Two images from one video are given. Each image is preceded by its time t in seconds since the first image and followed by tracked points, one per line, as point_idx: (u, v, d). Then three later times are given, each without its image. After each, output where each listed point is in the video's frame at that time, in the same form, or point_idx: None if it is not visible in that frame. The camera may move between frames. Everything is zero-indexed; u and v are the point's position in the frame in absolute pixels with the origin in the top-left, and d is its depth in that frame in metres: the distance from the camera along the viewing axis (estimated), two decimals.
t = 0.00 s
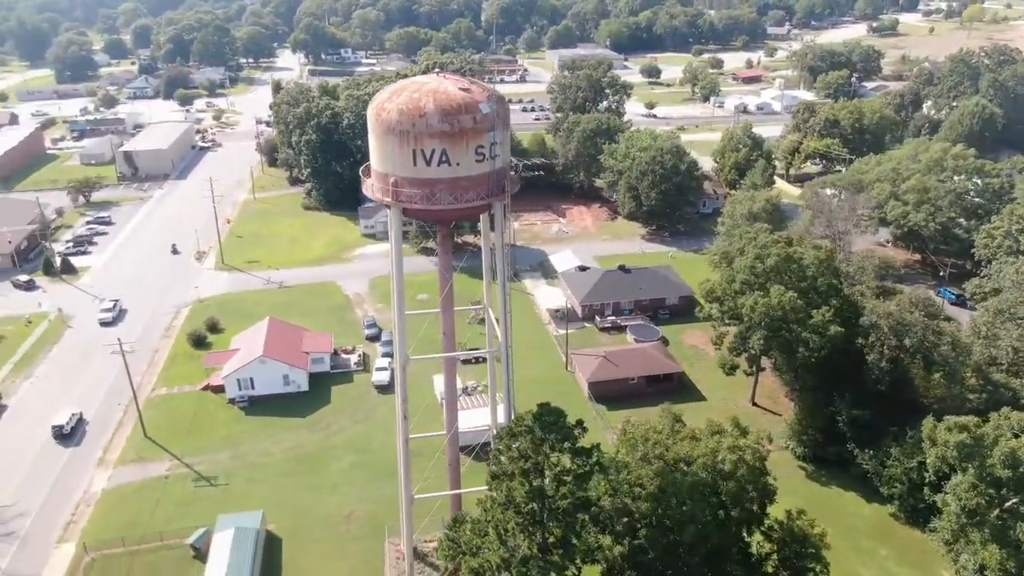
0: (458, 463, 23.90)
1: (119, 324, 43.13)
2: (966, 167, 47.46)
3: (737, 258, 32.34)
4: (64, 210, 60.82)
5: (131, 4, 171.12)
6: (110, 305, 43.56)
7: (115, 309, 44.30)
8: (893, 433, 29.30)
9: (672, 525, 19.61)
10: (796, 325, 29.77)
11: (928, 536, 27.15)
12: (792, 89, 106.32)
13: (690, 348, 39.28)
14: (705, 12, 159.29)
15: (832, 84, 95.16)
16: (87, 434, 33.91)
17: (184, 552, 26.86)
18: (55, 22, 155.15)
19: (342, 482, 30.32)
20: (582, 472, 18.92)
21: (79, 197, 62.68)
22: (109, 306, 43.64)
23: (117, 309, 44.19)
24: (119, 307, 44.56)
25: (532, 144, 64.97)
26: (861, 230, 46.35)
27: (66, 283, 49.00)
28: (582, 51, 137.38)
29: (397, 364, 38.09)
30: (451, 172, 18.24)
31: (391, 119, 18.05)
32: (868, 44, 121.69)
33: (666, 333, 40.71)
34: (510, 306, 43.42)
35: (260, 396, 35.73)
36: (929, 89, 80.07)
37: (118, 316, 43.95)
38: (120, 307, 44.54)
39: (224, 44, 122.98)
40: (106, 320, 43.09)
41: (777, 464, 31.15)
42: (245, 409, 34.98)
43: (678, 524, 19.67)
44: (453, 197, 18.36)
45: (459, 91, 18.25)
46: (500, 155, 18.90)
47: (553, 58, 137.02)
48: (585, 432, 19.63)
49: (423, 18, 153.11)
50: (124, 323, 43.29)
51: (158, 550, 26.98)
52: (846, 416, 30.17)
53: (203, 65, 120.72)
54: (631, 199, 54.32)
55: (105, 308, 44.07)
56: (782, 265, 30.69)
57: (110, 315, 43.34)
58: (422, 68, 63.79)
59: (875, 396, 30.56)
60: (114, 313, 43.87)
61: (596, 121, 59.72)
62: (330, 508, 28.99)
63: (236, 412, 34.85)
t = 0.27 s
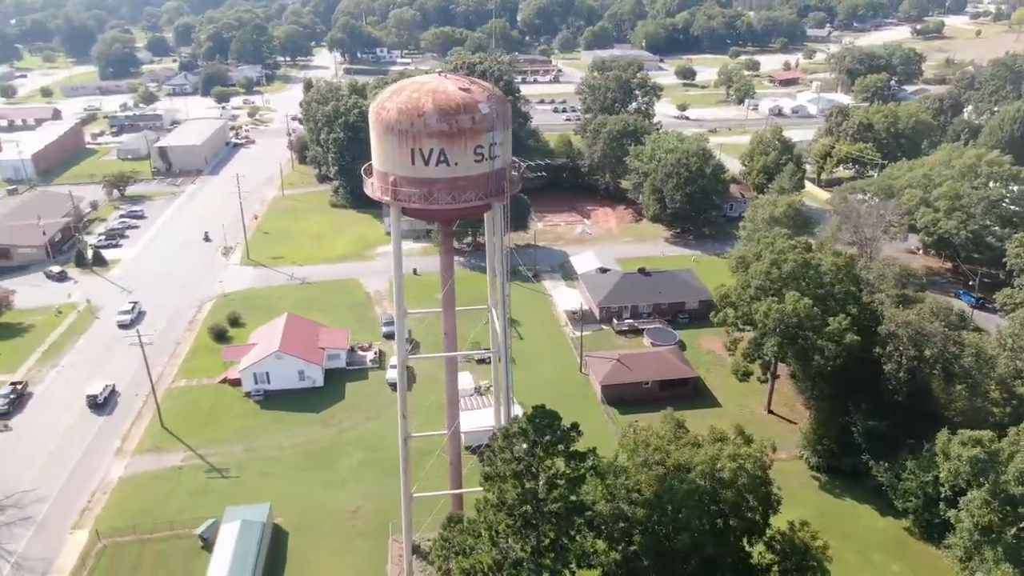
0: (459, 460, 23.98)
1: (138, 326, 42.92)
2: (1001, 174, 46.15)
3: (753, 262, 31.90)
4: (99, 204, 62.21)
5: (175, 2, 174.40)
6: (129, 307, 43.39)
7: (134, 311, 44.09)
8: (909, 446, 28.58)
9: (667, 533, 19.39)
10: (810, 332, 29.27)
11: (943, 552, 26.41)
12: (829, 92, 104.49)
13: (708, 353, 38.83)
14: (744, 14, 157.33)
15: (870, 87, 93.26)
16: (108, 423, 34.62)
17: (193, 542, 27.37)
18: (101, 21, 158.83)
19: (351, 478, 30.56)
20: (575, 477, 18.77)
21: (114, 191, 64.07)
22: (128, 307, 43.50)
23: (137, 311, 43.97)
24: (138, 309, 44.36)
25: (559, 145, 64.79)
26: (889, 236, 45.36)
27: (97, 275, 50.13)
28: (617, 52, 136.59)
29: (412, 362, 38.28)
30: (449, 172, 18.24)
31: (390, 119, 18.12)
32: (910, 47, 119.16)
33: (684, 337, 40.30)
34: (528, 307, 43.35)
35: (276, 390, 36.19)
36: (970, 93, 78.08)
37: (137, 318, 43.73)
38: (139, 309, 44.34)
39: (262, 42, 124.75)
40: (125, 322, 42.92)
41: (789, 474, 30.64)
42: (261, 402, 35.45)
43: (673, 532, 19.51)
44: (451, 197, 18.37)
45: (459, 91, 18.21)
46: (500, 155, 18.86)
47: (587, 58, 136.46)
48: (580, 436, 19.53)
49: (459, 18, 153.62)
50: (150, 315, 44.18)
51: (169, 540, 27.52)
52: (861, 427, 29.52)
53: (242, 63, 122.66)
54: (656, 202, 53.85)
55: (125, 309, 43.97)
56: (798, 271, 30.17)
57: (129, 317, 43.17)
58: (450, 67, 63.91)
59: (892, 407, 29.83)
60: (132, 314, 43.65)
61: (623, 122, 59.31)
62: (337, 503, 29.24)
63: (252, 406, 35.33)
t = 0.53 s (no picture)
0: (460, 459, 24.00)
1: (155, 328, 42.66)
2: None
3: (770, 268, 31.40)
4: (133, 198, 63.54)
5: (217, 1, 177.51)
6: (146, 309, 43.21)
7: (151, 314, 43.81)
8: (926, 460, 27.78)
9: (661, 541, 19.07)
10: (824, 340, 28.70)
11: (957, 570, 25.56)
12: (868, 95, 102.47)
13: (726, 359, 38.31)
14: (783, 15, 155.09)
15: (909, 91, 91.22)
16: (127, 413, 35.30)
17: (201, 533, 27.75)
18: (145, 19, 162.26)
19: (360, 475, 30.73)
20: (567, 480, 18.58)
21: (147, 185, 65.37)
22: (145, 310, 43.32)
23: (154, 314, 43.75)
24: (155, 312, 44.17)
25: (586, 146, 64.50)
26: (918, 244, 44.28)
27: (127, 268, 51.21)
28: (652, 53, 135.60)
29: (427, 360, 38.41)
30: (447, 172, 18.25)
31: (390, 118, 18.19)
32: (954, 50, 116.26)
33: (702, 342, 39.80)
34: (546, 309, 43.23)
35: (291, 385, 36.59)
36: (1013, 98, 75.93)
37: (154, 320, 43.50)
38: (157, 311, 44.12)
39: (299, 41, 126.25)
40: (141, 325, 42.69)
41: (802, 484, 29.99)
42: (276, 397, 35.87)
43: (668, 540, 19.21)
44: (449, 197, 18.37)
45: (459, 92, 18.18)
46: (499, 156, 18.80)
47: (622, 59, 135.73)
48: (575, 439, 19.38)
49: (495, 18, 153.88)
50: (175, 308, 44.99)
51: (178, 530, 27.92)
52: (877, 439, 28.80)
53: (279, 62, 124.34)
54: (681, 205, 53.27)
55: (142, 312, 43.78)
56: (815, 277, 29.61)
57: (145, 319, 42.96)
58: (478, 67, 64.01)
59: (910, 420, 29.05)
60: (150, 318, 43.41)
61: (650, 124, 58.81)
62: (344, 499, 29.43)
63: (267, 400, 35.75)
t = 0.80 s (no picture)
0: (463, 461, 23.99)
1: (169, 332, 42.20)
2: None
3: (786, 274, 30.89)
4: (166, 193, 64.81)
5: None
6: (161, 313, 42.72)
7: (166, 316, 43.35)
8: (944, 474, 26.98)
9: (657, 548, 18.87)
10: (839, 348, 28.10)
11: None
12: (909, 99, 100.11)
13: (744, 364, 37.76)
14: (825, 17, 152.35)
15: (951, 95, 88.89)
16: (146, 404, 35.92)
17: (210, 524, 28.17)
18: (189, 17, 165.48)
19: (369, 472, 30.93)
20: (560, 483, 18.42)
21: (180, 180, 66.58)
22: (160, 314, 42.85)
23: (169, 317, 43.27)
24: (170, 314, 43.68)
25: (613, 147, 64.10)
26: (948, 252, 43.12)
27: (156, 261, 52.26)
28: (689, 54, 134.22)
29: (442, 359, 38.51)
30: (445, 172, 18.26)
31: (390, 118, 18.25)
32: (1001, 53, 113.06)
33: (721, 348, 39.25)
34: (565, 310, 43.04)
35: (307, 380, 36.96)
36: None
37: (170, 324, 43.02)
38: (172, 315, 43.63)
39: (335, 40, 127.62)
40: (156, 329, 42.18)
41: (815, 495, 29.34)
42: (292, 392, 36.27)
43: (663, 548, 18.92)
44: (448, 198, 18.39)
45: (460, 92, 18.17)
46: (499, 156, 18.73)
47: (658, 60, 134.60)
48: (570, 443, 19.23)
49: (531, 18, 153.53)
50: (200, 302, 45.75)
51: (188, 521, 28.36)
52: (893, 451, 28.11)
53: (316, 60, 125.70)
54: (706, 207, 52.66)
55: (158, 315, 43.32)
56: (832, 284, 29.04)
57: (160, 323, 42.50)
58: (507, 67, 64.00)
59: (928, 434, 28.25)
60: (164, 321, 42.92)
61: (678, 126, 58.21)
62: (352, 495, 29.66)
63: (284, 395, 36.17)
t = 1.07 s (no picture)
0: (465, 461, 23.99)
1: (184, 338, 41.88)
2: None
3: (803, 280, 30.36)
4: (198, 189, 65.96)
5: None
6: (175, 317, 42.30)
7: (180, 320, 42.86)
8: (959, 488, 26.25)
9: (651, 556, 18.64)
10: (854, 357, 27.52)
11: None
12: (950, 103, 97.73)
13: (762, 371, 37.19)
14: (867, 19, 149.45)
15: (994, 100, 86.60)
16: (165, 395, 36.55)
17: (220, 516, 28.59)
18: (231, 16, 168.24)
19: (378, 469, 31.12)
20: (552, 486, 18.31)
21: (212, 176, 67.71)
22: (173, 318, 42.40)
23: (183, 321, 42.83)
24: (184, 318, 43.13)
25: (641, 149, 63.63)
26: (979, 261, 42.00)
27: (184, 256, 53.22)
28: (725, 56, 132.63)
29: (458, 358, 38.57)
30: (444, 172, 18.26)
31: (390, 117, 18.32)
32: None
33: (739, 353, 38.70)
34: (582, 312, 42.84)
35: (323, 376, 37.31)
36: None
37: (184, 328, 42.61)
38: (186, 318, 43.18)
39: (371, 39, 128.70)
40: (169, 334, 41.79)
41: (827, 506, 28.73)
42: (307, 387, 36.63)
43: (656, 554, 18.67)
44: (446, 198, 18.39)
45: (460, 92, 18.16)
46: (499, 157, 18.69)
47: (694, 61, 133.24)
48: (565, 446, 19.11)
49: (568, 19, 153.00)
50: (224, 296, 46.46)
51: (197, 513, 28.78)
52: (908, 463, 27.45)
53: (351, 59, 126.84)
54: (731, 211, 51.98)
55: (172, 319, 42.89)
56: (848, 292, 28.46)
57: (174, 327, 42.11)
58: (536, 67, 63.93)
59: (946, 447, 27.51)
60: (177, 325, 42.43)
61: (706, 128, 57.56)
62: (360, 491, 29.87)
63: (299, 390, 36.56)
